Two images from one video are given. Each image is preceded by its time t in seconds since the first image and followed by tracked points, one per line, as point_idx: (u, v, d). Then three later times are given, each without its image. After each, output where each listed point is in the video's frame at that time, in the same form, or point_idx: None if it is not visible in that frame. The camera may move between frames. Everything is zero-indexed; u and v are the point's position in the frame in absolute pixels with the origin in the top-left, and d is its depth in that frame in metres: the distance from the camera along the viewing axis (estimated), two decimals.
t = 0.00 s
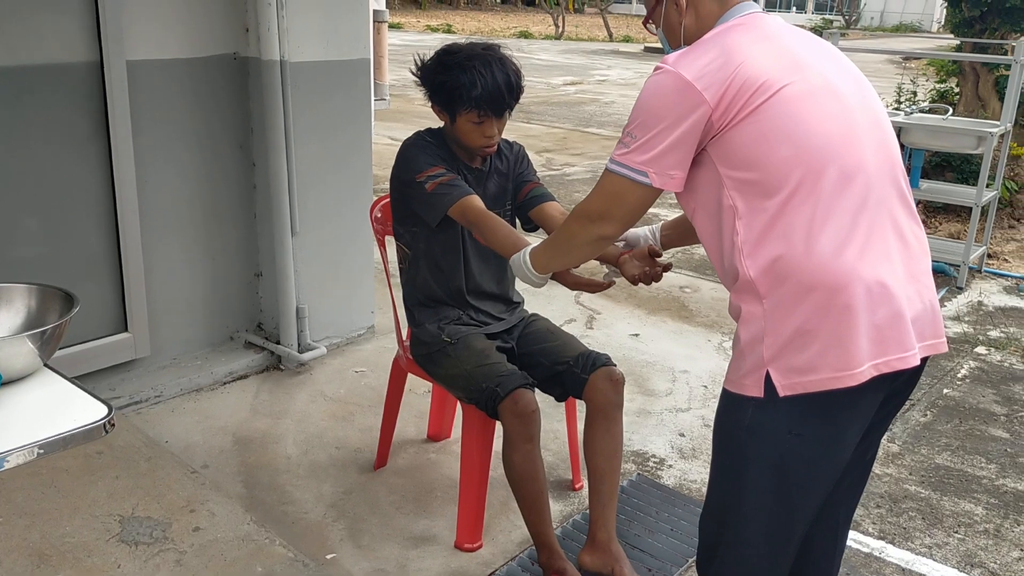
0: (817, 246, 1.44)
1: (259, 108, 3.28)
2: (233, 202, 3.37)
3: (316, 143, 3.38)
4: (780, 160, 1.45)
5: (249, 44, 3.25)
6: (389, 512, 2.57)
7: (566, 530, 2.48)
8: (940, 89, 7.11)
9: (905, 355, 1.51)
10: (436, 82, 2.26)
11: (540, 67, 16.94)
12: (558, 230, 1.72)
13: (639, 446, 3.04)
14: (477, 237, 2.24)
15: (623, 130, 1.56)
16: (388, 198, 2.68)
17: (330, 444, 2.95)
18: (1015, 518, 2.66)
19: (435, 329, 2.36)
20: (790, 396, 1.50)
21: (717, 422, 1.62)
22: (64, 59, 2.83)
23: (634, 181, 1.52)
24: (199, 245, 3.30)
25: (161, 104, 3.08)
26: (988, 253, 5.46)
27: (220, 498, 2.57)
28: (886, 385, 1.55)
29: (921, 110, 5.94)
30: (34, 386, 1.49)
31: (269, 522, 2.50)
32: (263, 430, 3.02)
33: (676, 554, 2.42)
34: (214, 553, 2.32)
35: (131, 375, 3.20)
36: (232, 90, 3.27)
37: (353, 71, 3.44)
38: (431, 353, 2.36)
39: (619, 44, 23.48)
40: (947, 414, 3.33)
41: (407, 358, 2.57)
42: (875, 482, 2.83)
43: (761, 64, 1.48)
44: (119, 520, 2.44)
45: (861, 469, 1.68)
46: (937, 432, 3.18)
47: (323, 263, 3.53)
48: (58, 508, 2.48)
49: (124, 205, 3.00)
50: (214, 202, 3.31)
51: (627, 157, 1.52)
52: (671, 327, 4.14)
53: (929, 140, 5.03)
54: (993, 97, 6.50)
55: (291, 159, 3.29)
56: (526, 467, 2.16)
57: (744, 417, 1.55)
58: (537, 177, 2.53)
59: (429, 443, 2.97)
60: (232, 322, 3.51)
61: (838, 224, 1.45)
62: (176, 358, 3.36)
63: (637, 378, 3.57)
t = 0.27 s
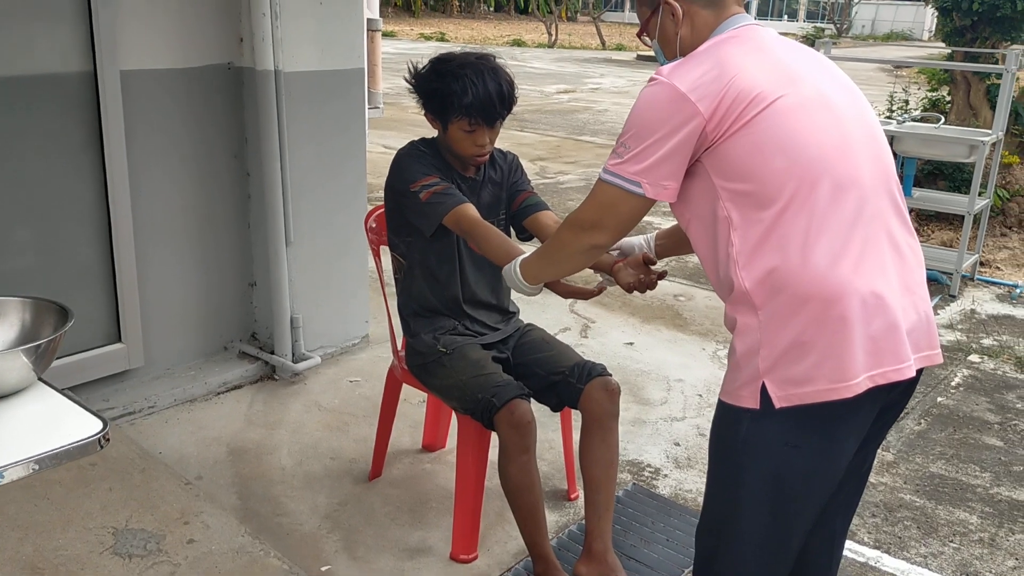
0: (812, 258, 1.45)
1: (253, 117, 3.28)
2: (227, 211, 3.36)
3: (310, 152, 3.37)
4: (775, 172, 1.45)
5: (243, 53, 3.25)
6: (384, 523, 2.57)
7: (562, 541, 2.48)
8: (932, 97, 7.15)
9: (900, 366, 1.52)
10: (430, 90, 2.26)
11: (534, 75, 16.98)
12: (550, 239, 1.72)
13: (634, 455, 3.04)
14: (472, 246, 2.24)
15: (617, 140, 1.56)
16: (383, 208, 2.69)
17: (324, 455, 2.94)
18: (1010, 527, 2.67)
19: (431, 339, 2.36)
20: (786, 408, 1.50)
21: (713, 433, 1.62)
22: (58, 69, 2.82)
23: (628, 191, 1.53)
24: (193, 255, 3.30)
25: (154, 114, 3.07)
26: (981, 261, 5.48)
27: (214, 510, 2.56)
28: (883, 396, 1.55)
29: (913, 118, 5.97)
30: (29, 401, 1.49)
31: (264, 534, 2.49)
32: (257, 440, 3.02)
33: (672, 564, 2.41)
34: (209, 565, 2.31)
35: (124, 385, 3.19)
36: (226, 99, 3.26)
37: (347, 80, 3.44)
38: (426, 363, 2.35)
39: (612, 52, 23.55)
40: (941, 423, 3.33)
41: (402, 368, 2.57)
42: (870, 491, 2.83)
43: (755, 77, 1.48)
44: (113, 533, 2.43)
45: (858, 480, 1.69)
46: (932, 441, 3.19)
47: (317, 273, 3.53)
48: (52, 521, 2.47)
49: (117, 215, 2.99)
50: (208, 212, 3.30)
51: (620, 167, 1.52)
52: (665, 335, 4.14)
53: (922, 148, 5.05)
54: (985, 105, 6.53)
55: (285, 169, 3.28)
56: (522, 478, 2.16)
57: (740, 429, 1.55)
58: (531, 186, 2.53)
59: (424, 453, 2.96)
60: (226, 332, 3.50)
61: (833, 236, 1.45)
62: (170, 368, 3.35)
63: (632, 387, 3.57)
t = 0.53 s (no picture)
0: (814, 268, 1.45)
1: (252, 126, 3.28)
2: (226, 220, 3.36)
3: (309, 161, 3.38)
4: (776, 182, 1.46)
5: (242, 62, 3.26)
6: (384, 532, 2.56)
7: (562, 549, 2.48)
8: (927, 104, 7.18)
9: (902, 375, 1.52)
10: (429, 98, 2.27)
11: (529, 82, 17.01)
12: (548, 249, 1.73)
13: (634, 463, 3.04)
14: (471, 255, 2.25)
15: (617, 151, 1.56)
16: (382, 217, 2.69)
17: (323, 463, 2.93)
18: (1009, 534, 2.67)
19: (431, 348, 2.36)
20: (789, 417, 1.51)
21: (715, 442, 1.63)
22: (57, 78, 2.83)
23: (628, 202, 1.53)
24: (192, 263, 3.29)
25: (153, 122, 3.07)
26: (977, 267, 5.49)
27: (214, 520, 2.55)
28: (884, 406, 1.56)
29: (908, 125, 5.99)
30: (32, 413, 1.50)
31: (264, 544, 2.48)
32: (256, 449, 3.01)
33: (673, 573, 2.41)
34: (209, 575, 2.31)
35: (123, 394, 3.19)
36: (224, 108, 3.27)
37: (346, 89, 3.45)
38: (426, 372, 2.35)
39: (608, 59, 23.60)
40: (939, 429, 3.34)
41: (401, 377, 2.57)
42: (869, 498, 2.83)
43: (755, 88, 1.49)
44: (112, 543, 2.42)
45: (859, 489, 1.69)
46: (930, 448, 3.20)
47: (316, 281, 3.53)
48: (51, 531, 2.46)
49: (116, 224, 2.99)
50: (207, 220, 3.30)
51: (620, 178, 1.53)
52: (663, 343, 4.15)
53: (918, 155, 5.07)
54: (980, 112, 6.56)
55: (284, 177, 3.28)
56: (522, 487, 2.16)
57: (743, 439, 1.55)
58: (530, 194, 2.54)
59: (423, 462, 2.96)
60: (225, 341, 3.50)
61: (835, 246, 1.46)
62: (168, 377, 3.34)
63: (631, 395, 3.57)
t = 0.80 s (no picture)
0: (813, 270, 1.46)
1: (251, 129, 3.29)
2: (226, 224, 3.37)
3: (308, 164, 3.38)
4: (775, 185, 1.47)
5: (241, 66, 3.26)
6: (384, 535, 2.56)
7: (563, 552, 2.48)
8: (923, 107, 7.20)
9: (902, 377, 1.53)
10: (429, 101, 2.28)
11: (526, 86, 17.04)
12: (548, 252, 1.73)
13: (634, 466, 3.05)
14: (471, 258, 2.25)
15: (616, 154, 1.57)
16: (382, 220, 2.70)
17: (324, 467, 2.93)
18: (1008, 535, 2.68)
19: (432, 351, 2.36)
20: (789, 419, 1.51)
21: (716, 445, 1.64)
22: (58, 82, 2.83)
23: (626, 205, 1.54)
24: (192, 266, 3.30)
25: (153, 126, 3.08)
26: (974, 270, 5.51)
27: (215, 523, 2.55)
28: (883, 409, 1.57)
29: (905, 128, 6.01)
30: (36, 416, 1.51)
31: (265, 547, 2.49)
32: (256, 452, 3.01)
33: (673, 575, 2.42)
34: None
35: (123, 398, 3.19)
36: (224, 112, 3.27)
37: (345, 93, 3.45)
38: (427, 375, 2.36)
39: (604, 62, 23.64)
40: (938, 431, 3.35)
41: (402, 380, 2.57)
42: (868, 500, 2.84)
43: (754, 92, 1.50)
44: (113, 547, 2.42)
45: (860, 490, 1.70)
46: (929, 450, 3.21)
47: (315, 284, 3.53)
48: (52, 535, 2.46)
49: (116, 228, 2.99)
50: (206, 224, 3.30)
51: (620, 181, 1.54)
52: (662, 345, 4.15)
53: (915, 158, 5.09)
54: (976, 115, 6.58)
55: (283, 181, 3.29)
56: (524, 490, 2.16)
57: (744, 440, 1.56)
58: (529, 197, 2.55)
59: (423, 465, 2.96)
60: (224, 344, 3.50)
61: (834, 249, 1.46)
62: (168, 381, 3.34)
63: (630, 398, 3.58)
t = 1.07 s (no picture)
0: (812, 269, 1.47)
1: (249, 131, 3.29)
2: (223, 225, 3.37)
3: (306, 166, 3.38)
4: (774, 185, 1.47)
5: (239, 68, 3.27)
6: (383, 536, 2.56)
7: (561, 553, 2.48)
8: (919, 108, 7.22)
9: (901, 374, 1.53)
10: (427, 102, 2.28)
11: (523, 87, 17.05)
12: (546, 253, 1.73)
13: (632, 466, 3.05)
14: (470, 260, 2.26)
15: (615, 155, 1.58)
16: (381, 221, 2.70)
17: (322, 468, 2.93)
18: (1006, 535, 2.69)
19: (430, 352, 2.36)
20: (789, 416, 1.52)
21: (715, 444, 1.64)
22: (56, 83, 2.83)
23: (626, 206, 1.54)
24: (190, 268, 3.30)
25: (151, 128, 3.07)
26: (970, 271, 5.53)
27: (214, 525, 2.55)
28: (880, 408, 1.57)
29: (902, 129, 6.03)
30: (36, 417, 1.51)
31: (264, 549, 2.49)
32: (255, 454, 3.01)
33: None
34: None
35: (120, 400, 3.18)
36: (222, 114, 3.27)
37: (343, 94, 3.45)
38: (426, 376, 2.36)
39: (601, 64, 23.67)
40: (935, 432, 3.36)
41: (401, 381, 2.57)
42: (866, 501, 2.85)
43: (751, 93, 1.50)
44: (112, 548, 2.42)
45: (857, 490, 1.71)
46: (926, 450, 3.21)
47: (313, 286, 3.53)
48: (50, 537, 2.46)
49: (114, 229, 2.99)
50: (204, 226, 3.30)
51: (619, 181, 1.54)
52: (660, 346, 4.16)
53: (912, 159, 5.10)
54: (973, 116, 6.60)
55: (281, 182, 3.28)
56: (523, 491, 2.16)
57: (743, 438, 1.56)
58: (527, 198, 2.55)
59: (422, 466, 2.96)
60: (222, 346, 3.50)
61: (833, 248, 1.47)
62: (166, 382, 3.34)
63: (629, 399, 3.58)
